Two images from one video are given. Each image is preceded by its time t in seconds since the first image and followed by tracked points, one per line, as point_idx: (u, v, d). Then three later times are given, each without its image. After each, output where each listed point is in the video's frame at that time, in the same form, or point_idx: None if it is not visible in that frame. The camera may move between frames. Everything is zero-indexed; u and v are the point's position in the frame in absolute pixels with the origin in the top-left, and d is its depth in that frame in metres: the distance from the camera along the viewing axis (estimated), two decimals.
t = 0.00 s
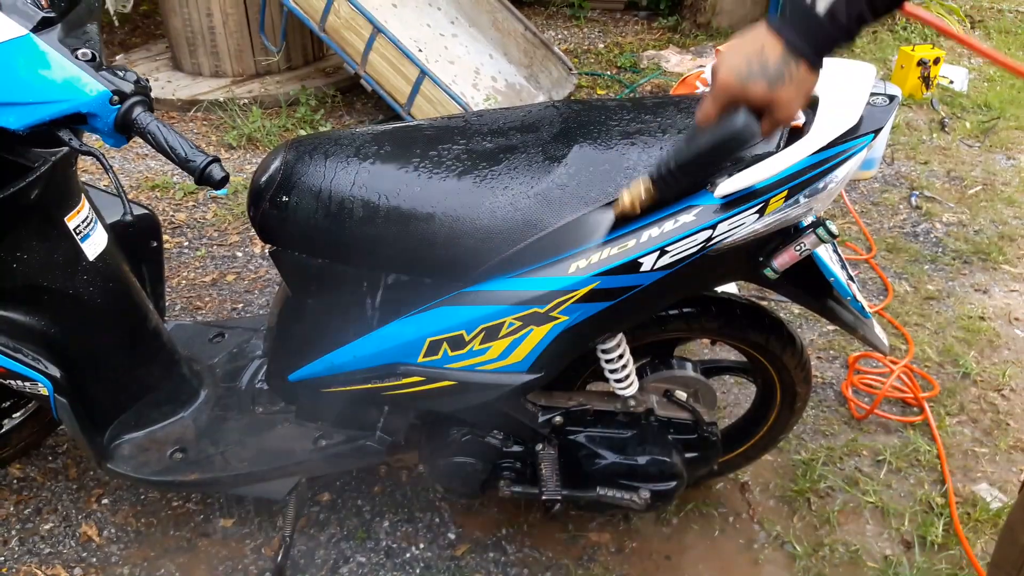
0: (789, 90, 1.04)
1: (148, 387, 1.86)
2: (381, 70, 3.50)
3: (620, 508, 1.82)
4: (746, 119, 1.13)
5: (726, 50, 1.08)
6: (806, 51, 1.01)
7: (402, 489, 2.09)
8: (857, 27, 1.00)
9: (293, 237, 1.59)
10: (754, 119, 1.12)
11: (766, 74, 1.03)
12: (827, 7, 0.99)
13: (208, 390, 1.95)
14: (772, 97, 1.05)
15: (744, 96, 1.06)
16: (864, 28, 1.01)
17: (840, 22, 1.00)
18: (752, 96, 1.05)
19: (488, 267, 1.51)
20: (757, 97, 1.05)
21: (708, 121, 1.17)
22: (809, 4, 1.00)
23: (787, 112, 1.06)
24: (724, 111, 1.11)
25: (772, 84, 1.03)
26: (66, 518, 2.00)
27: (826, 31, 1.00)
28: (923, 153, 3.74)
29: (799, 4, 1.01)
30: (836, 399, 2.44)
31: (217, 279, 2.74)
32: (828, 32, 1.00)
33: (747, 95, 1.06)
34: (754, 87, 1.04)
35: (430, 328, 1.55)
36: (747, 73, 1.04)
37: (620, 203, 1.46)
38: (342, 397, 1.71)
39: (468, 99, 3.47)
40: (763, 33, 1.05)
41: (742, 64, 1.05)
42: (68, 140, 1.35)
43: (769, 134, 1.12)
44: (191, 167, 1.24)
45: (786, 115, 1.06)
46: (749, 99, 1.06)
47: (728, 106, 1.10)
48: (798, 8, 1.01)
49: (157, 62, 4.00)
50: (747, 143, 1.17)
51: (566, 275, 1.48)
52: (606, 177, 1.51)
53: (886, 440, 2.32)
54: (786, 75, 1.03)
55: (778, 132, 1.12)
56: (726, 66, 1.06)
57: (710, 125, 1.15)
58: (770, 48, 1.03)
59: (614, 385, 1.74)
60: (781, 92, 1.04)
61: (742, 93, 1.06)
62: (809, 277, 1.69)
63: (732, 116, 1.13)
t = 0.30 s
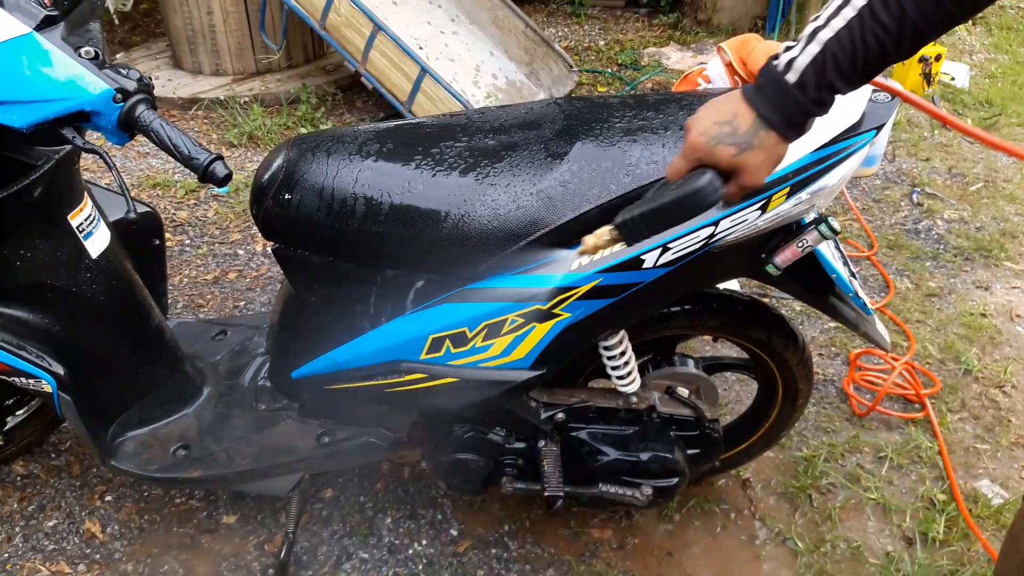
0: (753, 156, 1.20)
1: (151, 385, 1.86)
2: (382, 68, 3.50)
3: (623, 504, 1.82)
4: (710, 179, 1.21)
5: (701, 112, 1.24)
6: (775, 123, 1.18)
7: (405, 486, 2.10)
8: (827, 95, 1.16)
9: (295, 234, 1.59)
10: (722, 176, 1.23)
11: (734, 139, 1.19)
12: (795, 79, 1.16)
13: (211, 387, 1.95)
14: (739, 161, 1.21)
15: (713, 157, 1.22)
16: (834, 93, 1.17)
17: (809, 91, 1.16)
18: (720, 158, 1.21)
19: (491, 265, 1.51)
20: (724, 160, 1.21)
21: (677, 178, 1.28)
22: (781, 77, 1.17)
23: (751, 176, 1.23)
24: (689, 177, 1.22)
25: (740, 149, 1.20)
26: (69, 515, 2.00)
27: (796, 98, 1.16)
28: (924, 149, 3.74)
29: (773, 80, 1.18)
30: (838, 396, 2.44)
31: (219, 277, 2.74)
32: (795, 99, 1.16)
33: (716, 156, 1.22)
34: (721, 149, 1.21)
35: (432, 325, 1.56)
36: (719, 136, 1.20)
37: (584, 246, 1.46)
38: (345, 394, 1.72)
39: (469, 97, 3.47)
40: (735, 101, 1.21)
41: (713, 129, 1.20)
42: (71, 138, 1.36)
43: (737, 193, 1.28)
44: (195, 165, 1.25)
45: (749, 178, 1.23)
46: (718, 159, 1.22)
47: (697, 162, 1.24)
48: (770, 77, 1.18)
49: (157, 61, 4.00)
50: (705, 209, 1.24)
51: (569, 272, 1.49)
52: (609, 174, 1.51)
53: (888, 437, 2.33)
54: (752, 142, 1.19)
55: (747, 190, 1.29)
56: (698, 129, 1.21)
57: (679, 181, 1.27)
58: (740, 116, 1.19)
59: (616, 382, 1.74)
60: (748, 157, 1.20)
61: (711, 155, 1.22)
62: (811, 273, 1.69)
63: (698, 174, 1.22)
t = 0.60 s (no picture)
0: (692, 145, 1.20)
1: (157, 380, 1.87)
2: (385, 64, 3.50)
3: (627, 500, 1.82)
4: (642, 159, 1.23)
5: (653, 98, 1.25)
6: (719, 116, 1.18)
7: (409, 481, 2.10)
8: (772, 91, 1.15)
9: (301, 229, 1.60)
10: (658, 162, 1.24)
11: (675, 124, 1.20)
12: (743, 72, 1.17)
13: (216, 382, 1.96)
14: (678, 148, 1.21)
15: (653, 140, 1.22)
16: (781, 92, 1.15)
17: (754, 85, 1.15)
18: (660, 142, 1.22)
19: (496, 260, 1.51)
20: (663, 145, 1.22)
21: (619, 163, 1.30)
22: (729, 68, 1.17)
23: (688, 166, 1.23)
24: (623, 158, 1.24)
25: (679, 135, 1.20)
26: (75, 510, 2.01)
27: (741, 91, 1.16)
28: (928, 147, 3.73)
29: (721, 70, 1.18)
30: (842, 392, 2.44)
31: (223, 273, 2.75)
32: (739, 94, 1.16)
33: (656, 139, 1.22)
34: (662, 135, 1.21)
35: (437, 320, 1.55)
36: (661, 120, 1.21)
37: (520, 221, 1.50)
38: (350, 389, 1.72)
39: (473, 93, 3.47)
40: (686, 92, 1.22)
41: (657, 113, 1.21)
42: (80, 133, 1.36)
43: (675, 185, 1.28)
44: (203, 160, 1.25)
45: (685, 167, 1.22)
46: (657, 142, 1.22)
47: (638, 144, 1.25)
48: (720, 68, 1.18)
49: (161, 56, 4.00)
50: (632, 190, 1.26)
51: (575, 267, 1.49)
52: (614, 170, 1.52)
53: (892, 434, 2.33)
54: (693, 130, 1.20)
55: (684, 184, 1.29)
56: (644, 110, 1.22)
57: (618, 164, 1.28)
58: (686, 105, 1.20)
59: (620, 377, 1.75)
60: (685, 145, 1.21)
61: (653, 140, 1.22)
62: (816, 270, 1.70)
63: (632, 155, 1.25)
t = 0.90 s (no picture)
0: (676, 111, 1.09)
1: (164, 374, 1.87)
2: (391, 60, 3.50)
3: (633, 497, 1.82)
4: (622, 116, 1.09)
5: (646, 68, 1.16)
6: (706, 84, 1.08)
7: (414, 477, 2.11)
8: (764, 69, 1.07)
9: (308, 224, 1.60)
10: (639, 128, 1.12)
11: (664, 86, 1.09)
12: (737, 47, 1.08)
13: (223, 377, 1.96)
14: (660, 111, 1.10)
15: (637, 99, 1.11)
16: (774, 71, 1.07)
17: (745, 61, 1.07)
18: (643, 103, 1.10)
19: (504, 256, 1.52)
20: (646, 106, 1.10)
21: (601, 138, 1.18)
22: (723, 42, 1.09)
23: (668, 134, 1.11)
24: (604, 109, 1.12)
25: (665, 96, 1.09)
26: (82, 503, 2.02)
27: (731, 63, 1.07)
28: (934, 145, 3.72)
29: (715, 44, 1.09)
30: (847, 390, 2.44)
31: (229, 268, 2.75)
32: (730, 66, 1.07)
33: (639, 101, 1.11)
34: (648, 95, 1.10)
35: (444, 316, 1.55)
36: (649, 79, 1.10)
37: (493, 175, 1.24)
38: (357, 385, 1.72)
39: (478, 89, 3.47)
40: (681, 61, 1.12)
41: (647, 73, 1.10)
42: (89, 127, 1.36)
43: (650, 155, 1.15)
44: (211, 154, 1.25)
45: (665, 133, 1.10)
46: (641, 103, 1.11)
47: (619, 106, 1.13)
48: (714, 40, 1.09)
49: (166, 52, 4.00)
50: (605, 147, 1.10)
51: (582, 264, 1.49)
52: (622, 167, 1.52)
53: (897, 432, 2.33)
54: (679, 95, 1.09)
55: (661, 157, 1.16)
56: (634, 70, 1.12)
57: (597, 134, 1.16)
58: (677, 69, 1.10)
59: (626, 374, 1.75)
60: (668, 108, 1.09)
61: (637, 99, 1.11)
62: (824, 267, 1.70)
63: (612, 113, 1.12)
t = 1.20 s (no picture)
0: (666, 26, 1.00)
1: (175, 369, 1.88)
2: (398, 56, 3.50)
3: (643, 492, 1.81)
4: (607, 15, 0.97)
5: None
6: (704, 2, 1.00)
7: (424, 471, 2.11)
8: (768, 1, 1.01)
9: (320, 220, 1.60)
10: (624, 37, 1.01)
11: None
12: None
13: (234, 372, 1.97)
14: (649, 23, 1.00)
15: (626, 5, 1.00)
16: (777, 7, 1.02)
17: None
18: (632, 12, 1.00)
19: (515, 251, 1.51)
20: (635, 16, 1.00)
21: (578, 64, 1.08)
22: None
23: (652, 50, 1.01)
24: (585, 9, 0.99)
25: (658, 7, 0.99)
26: (94, 498, 2.03)
27: None
28: (943, 140, 3.71)
29: None
30: (857, 385, 2.44)
31: (238, 264, 2.76)
32: None
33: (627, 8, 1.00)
34: (637, 5, 1.00)
35: (455, 311, 1.56)
36: None
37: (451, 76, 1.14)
38: (368, 379, 1.73)
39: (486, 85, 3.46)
40: None
41: None
42: (102, 122, 1.38)
43: (628, 75, 1.03)
44: (225, 149, 1.25)
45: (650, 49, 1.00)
46: (629, 10, 1.00)
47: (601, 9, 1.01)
48: None
49: (174, 49, 4.01)
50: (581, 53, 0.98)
51: (593, 258, 1.50)
52: (635, 161, 1.50)
53: (907, 427, 2.32)
54: (672, 11, 1.00)
55: (638, 82, 1.04)
56: None
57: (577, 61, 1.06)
58: None
59: (637, 369, 1.75)
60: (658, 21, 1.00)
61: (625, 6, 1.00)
62: (836, 261, 1.69)
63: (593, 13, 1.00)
